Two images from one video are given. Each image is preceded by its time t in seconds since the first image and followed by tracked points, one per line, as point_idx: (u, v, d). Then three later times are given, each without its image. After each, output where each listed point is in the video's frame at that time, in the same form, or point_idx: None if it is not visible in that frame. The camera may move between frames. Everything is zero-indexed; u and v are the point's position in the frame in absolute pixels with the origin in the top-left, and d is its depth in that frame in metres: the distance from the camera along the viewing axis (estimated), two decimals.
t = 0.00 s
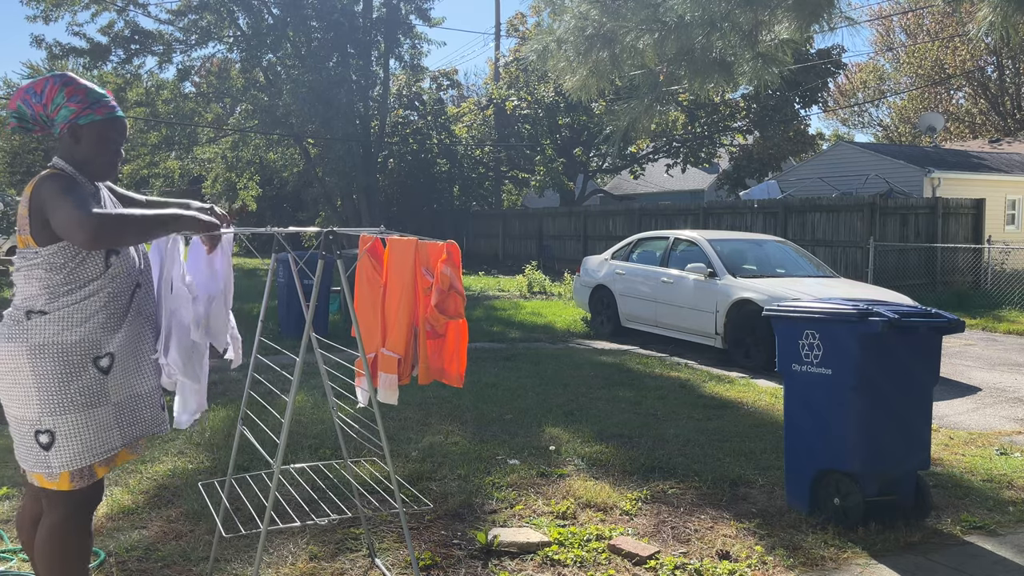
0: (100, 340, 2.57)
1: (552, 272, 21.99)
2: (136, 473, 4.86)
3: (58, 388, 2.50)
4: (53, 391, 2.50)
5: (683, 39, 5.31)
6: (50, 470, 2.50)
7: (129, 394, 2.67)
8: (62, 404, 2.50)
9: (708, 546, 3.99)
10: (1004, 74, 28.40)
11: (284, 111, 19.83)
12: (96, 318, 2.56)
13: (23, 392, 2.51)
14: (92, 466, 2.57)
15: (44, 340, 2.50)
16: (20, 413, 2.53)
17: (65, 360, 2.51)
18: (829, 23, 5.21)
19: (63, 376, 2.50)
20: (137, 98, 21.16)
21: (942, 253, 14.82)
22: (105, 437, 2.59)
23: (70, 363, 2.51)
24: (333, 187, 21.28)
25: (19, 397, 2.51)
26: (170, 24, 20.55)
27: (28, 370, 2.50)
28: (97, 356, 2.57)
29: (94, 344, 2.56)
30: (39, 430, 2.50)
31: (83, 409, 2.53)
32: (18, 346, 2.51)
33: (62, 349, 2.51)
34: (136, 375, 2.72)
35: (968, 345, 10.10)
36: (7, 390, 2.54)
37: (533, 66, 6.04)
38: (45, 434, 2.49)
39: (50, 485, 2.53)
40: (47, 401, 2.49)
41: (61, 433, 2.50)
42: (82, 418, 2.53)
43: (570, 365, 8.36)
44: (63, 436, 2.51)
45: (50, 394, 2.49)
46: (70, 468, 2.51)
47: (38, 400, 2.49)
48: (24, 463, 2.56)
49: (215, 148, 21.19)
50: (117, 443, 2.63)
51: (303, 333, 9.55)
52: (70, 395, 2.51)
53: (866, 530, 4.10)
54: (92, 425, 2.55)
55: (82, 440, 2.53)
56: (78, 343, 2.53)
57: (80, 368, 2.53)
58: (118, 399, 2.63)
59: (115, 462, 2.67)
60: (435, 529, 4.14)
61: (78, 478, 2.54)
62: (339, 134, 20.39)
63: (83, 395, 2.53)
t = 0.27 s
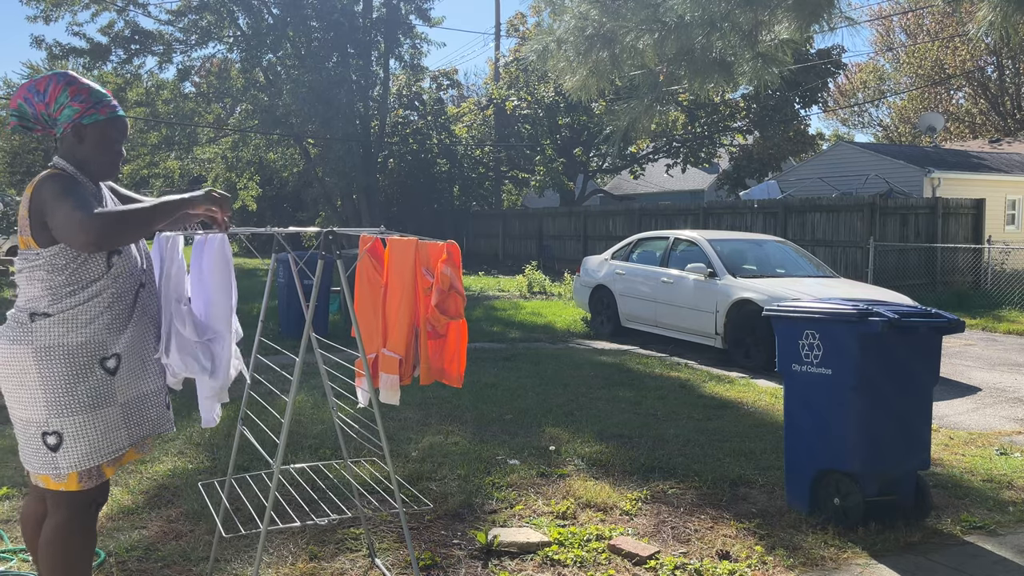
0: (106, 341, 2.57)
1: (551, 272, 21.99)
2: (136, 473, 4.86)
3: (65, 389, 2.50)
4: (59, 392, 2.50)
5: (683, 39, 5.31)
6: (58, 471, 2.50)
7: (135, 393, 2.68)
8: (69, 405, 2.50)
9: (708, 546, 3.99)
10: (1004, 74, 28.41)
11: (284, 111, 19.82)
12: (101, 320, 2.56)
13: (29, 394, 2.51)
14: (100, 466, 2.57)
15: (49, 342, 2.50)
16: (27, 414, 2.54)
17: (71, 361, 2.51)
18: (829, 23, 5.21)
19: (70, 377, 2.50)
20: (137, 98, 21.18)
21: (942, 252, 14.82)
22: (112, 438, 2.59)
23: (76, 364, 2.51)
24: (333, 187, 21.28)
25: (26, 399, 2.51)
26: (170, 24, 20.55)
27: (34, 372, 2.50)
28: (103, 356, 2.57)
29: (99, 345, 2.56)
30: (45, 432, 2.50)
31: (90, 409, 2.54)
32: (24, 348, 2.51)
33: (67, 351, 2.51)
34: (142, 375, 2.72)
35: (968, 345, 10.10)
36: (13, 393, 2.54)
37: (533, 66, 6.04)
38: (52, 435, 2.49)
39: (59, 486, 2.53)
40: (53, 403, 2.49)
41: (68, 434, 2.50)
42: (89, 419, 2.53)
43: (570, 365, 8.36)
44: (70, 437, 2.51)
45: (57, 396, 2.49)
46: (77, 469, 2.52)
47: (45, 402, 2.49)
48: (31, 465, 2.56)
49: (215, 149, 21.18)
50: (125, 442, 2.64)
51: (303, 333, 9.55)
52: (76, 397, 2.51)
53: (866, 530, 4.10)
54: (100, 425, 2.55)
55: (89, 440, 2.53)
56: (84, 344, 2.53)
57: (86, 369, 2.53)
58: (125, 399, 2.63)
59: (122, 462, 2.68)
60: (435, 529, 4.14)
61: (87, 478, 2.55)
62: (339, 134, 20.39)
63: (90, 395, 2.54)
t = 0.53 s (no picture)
0: (121, 332, 2.62)
1: (552, 272, 21.99)
2: (136, 473, 4.86)
3: (90, 382, 2.51)
4: (84, 386, 2.51)
5: (683, 39, 5.31)
6: (85, 465, 2.51)
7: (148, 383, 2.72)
8: (95, 397, 2.52)
9: (708, 546, 3.99)
10: (1004, 74, 28.40)
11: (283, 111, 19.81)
12: (117, 311, 2.60)
13: (49, 392, 2.49)
14: (123, 455, 2.61)
15: (68, 337, 2.50)
16: (44, 413, 2.51)
17: (93, 354, 2.53)
18: (829, 23, 5.21)
19: (93, 370, 2.52)
20: (137, 98, 21.18)
21: (942, 253, 14.82)
22: (133, 427, 2.63)
23: (98, 356, 2.54)
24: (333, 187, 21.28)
25: (46, 397, 2.49)
26: (170, 24, 20.56)
27: (55, 369, 2.48)
28: (120, 347, 2.61)
29: (116, 336, 2.60)
30: (70, 428, 2.49)
31: (114, 400, 2.57)
32: (41, 346, 2.48)
33: (89, 344, 2.52)
34: (149, 365, 2.77)
35: (968, 345, 10.11)
36: (29, 392, 2.51)
37: (533, 66, 6.04)
38: (78, 430, 2.49)
39: (84, 480, 2.54)
40: (79, 396, 2.50)
41: (95, 426, 2.52)
42: (114, 410, 2.56)
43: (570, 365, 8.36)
44: (96, 430, 2.53)
45: (82, 390, 2.50)
46: (105, 460, 2.54)
47: (69, 398, 2.49)
48: (49, 465, 2.53)
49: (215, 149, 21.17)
50: (142, 432, 2.68)
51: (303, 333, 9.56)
52: (100, 389, 2.54)
53: (866, 530, 4.10)
54: (122, 415, 2.59)
55: (114, 431, 2.56)
56: (103, 337, 2.56)
57: (107, 361, 2.56)
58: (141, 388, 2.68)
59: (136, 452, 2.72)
60: (436, 529, 4.14)
61: (113, 469, 2.58)
62: (339, 134, 20.39)
63: (112, 387, 2.57)
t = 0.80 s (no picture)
0: (116, 330, 2.61)
1: (551, 272, 22.00)
2: (135, 473, 4.86)
3: (87, 382, 2.52)
4: (82, 386, 2.51)
5: (683, 39, 5.31)
6: (88, 465, 2.52)
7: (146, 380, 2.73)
8: (93, 396, 2.53)
9: (707, 546, 3.99)
10: (1004, 75, 28.41)
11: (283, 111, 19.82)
12: (110, 308, 2.59)
13: (48, 392, 2.50)
14: (125, 452, 2.62)
15: (63, 337, 2.50)
16: (43, 414, 2.52)
17: (89, 354, 2.53)
18: (829, 24, 5.21)
19: (90, 370, 2.53)
20: (137, 99, 21.19)
21: (942, 252, 14.82)
22: (133, 425, 2.64)
23: (94, 355, 2.54)
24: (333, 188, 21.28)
25: (46, 398, 2.50)
26: (170, 24, 20.58)
27: (52, 370, 2.49)
28: (116, 345, 2.61)
29: (111, 334, 2.60)
30: (71, 427, 2.50)
31: (113, 398, 2.57)
32: (38, 347, 2.49)
33: (84, 343, 2.52)
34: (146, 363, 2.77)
35: (968, 345, 10.11)
36: (29, 393, 2.52)
37: (532, 66, 6.04)
38: (79, 429, 2.50)
39: (88, 479, 2.55)
40: (77, 396, 2.50)
41: (95, 426, 2.52)
42: (112, 408, 2.57)
43: (570, 365, 8.36)
44: (97, 428, 2.53)
45: (79, 390, 2.50)
46: (106, 459, 2.55)
47: (68, 398, 2.49)
48: (52, 465, 2.54)
49: (215, 149, 21.17)
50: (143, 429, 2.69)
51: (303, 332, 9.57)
52: (98, 388, 2.54)
53: (867, 530, 4.10)
54: (121, 413, 2.59)
55: (114, 429, 2.56)
56: (97, 336, 2.56)
57: (103, 360, 2.56)
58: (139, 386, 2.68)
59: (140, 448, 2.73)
60: (436, 529, 4.14)
61: (115, 466, 2.59)
62: (339, 134, 20.40)
63: (111, 385, 2.57)
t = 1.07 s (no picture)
0: (111, 333, 2.62)
1: (552, 272, 22.00)
2: (136, 473, 4.86)
3: (77, 384, 2.51)
4: (72, 386, 2.51)
5: (683, 39, 5.31)
6: (66, 466, 2.50)
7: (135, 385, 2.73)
8: (83, 397, 2.52)
9: (708, 546, 3.99)
10: (1004, 75, 28.42)
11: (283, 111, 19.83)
12: (106, 312, 2.60)
13: (38, 391, 2.49)
14: (106, 456, 2.61)
15: (58, 338, 2.50)
16: (32, 412, 2.51)
17: (81, 355, 2.53)
18: (829, 23, 5.21)
19: (81, 372, 2.53)
20: (137, 99, 21.19)
21: (942, 252, 14.81)
22: (120, 429, 2.63)
23: (86, 358, 2.54)
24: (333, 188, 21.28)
25: (35, 397, 2.50)
26: (170, 25, 20.59)
27: (44, 369, 2.49)
28: (111, 349, 2.61)
29: (105, 337, 2.60)
30: (55, 427, 2.49)
31: (102, 400, 2.57)
32: (32, 347, 2.49)
33: (77, 344, 2.52)
34: (138, 366, 2.78)
35: (968, 345, 10.11)
36: (18, 391, 2.51)
37: (532, 66, 6.04)
38: (63, 430, 2.49)
39: (64, 481, 2.53)
40: (67, 397, 2.50)
41: (80, 427, 2.51)
42: (101, 412, 2.56)
43: (570, 365, 8.36)
44: (81, 431, 2.52)
45: (69, 391, 2.50)
46: (87, 461, 2.54)
47: (56, 398, 2.49)
48: (32, 464, 2.53)
49: (215, 149, 21.18)
50: (127, 433, 2.68)
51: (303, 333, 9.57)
52: (88, 390, 2.54)
53: (866, 530, 4.11)
54: (109, 416, 2.59)
55: (100, 432, 2.56)
56: (91, 339, 2.55)
57: (95, 362, 2.56)
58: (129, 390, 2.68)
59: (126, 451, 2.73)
60: (436, 529, 4.14)
61: (94, 468, 2.59)
62: (339, 134, 20.39)
63: (101, 388, 2.57)
